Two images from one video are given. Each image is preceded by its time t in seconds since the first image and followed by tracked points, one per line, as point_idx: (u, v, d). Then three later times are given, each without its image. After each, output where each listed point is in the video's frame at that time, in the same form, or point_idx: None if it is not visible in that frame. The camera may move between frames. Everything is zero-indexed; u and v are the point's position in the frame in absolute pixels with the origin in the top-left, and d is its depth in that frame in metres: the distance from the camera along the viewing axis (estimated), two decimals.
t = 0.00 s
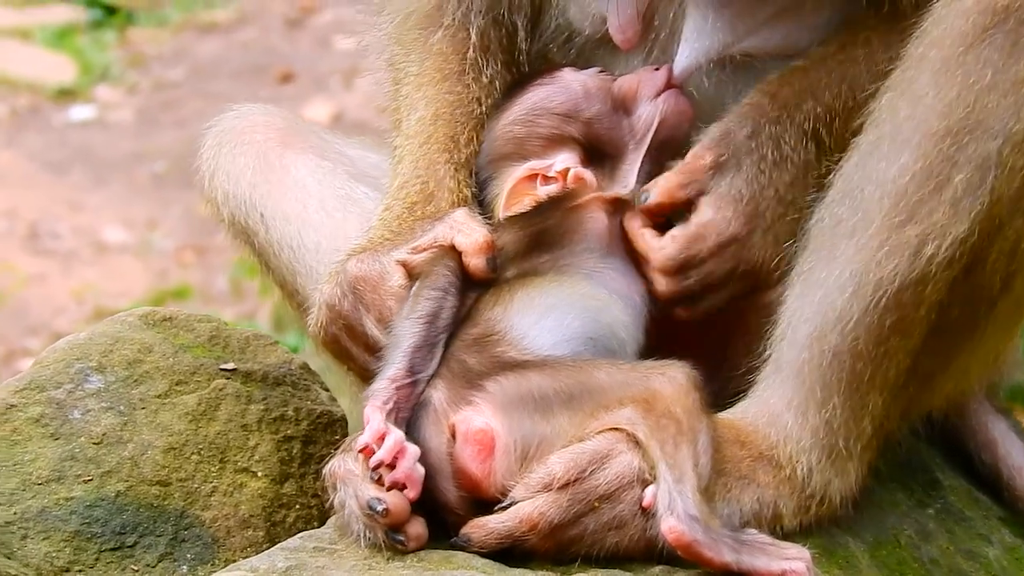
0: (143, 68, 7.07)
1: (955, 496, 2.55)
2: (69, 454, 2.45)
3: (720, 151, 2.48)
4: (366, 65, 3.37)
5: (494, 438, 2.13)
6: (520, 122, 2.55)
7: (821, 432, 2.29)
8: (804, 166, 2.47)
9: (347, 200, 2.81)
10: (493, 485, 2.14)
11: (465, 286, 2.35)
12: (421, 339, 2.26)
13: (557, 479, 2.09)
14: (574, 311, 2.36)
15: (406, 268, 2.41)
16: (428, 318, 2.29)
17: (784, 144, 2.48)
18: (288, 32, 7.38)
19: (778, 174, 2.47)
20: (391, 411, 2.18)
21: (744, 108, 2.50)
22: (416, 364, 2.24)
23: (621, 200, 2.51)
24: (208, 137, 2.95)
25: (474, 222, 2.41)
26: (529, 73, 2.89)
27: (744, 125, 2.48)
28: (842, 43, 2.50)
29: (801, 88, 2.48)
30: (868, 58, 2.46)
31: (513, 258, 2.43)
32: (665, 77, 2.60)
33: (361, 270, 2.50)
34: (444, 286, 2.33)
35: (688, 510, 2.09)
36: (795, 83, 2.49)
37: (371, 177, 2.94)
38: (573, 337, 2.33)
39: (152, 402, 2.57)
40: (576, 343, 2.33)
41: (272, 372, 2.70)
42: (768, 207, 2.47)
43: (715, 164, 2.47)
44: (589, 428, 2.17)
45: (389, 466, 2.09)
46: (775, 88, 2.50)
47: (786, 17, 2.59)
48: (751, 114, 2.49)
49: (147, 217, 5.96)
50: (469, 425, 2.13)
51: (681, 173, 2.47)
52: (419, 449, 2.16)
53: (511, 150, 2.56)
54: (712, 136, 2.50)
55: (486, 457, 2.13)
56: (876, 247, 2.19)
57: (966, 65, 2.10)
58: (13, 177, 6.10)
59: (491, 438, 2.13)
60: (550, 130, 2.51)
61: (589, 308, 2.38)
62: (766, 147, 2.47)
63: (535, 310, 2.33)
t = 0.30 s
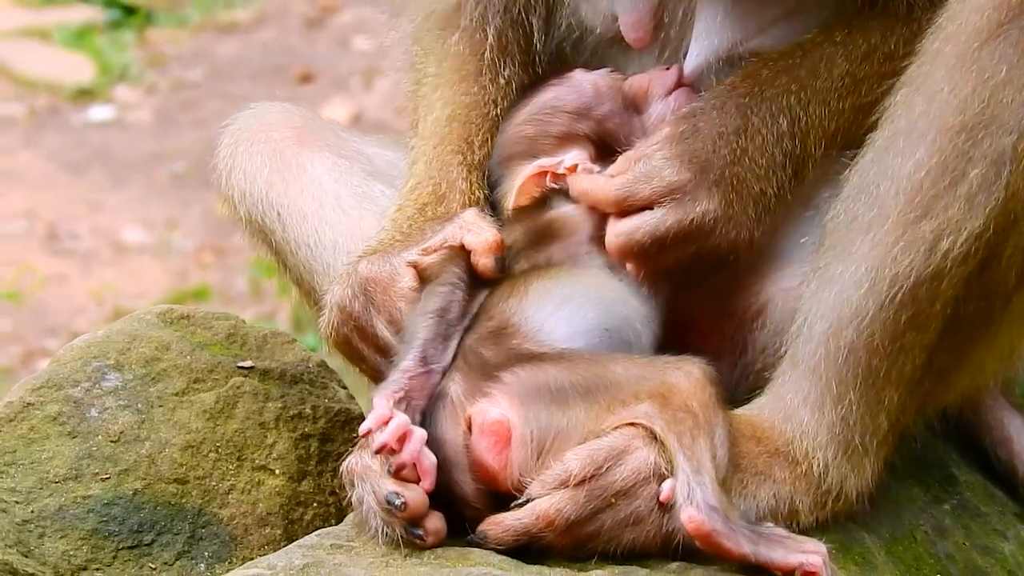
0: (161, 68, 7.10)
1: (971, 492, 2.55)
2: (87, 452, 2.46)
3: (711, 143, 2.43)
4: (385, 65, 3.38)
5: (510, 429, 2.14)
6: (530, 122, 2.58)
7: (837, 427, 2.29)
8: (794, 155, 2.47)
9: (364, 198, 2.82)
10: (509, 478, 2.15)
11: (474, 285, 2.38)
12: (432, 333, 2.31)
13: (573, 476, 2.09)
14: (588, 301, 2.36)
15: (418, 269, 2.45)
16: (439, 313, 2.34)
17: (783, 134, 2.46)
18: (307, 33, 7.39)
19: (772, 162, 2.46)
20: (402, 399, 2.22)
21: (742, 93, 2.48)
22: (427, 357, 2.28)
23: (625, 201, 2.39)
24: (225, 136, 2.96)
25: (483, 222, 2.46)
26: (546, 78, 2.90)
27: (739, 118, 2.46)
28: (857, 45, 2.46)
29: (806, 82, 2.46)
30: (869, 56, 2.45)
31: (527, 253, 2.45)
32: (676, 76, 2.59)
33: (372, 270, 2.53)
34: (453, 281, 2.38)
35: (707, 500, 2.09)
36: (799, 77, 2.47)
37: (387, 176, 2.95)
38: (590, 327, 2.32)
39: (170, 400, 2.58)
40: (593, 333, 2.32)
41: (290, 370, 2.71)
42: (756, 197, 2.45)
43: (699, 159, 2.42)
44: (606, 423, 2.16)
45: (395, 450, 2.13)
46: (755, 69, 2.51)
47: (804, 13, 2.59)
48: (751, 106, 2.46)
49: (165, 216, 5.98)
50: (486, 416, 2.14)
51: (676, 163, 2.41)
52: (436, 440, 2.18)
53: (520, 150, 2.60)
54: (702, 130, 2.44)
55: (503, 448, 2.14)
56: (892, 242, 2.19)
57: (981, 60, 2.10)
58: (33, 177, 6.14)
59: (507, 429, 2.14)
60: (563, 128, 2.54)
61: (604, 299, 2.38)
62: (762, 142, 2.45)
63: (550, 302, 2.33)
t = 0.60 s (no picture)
0: (161, 61, 7.09)
1: (973, 485, 2.54)
2: (88, 446, 2.46)
3: (740, 154, 2.45)
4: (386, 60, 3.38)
5: (514, 426, 2.13)
6: (530, 120, 2.57)
7: (839, 421, 2.28)
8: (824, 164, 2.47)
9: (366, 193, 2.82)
10: (512, 474, 2.15)
11: (478, 281, 2.37)
12: (437, 329, 2.30)
13: (576, 470, 2.08)
14: (592, 298, 2.36)
15: (420, 266, 2.43)
16: (443, 308, 2.33)
17: (813, 145, 2.47)
18: (306, 26, 7.38)
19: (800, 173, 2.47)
20: (404, 395, 2.22)
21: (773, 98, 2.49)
22: (431, 353, 2.27)
23: (651, 198, 2.43)
24: (226, 130, 2.95)
25: (486, 218, 2.44)
26: (548, 73, 2.89)
27: (771, 128, 2.47)
28: (883, 51, 2.44)
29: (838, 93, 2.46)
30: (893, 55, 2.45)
31: (530, 249, 2.45)
32: (679, 71, 2.61)
33: (375, 268, 2.51)
34: (456, 277, 2.37)
35: (709, 496, 2.08)
36: (830, 86, 2.46)
37: (389, 171, 2.95)
38: (593, 325, 2.34)
39: (171, 394, 2.58)
40: (595, 330, 2.34)
41: (292, 364, 2.70)
42: (779, 208, 2.46)
43: (727, 170, 2.44)
44: (609, 417, 2.16)
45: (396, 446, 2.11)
46: (785, 78, 2.50)
47: (806, 8, 2.58)
48: (783, 117, 2.47)
49: (165, 209, 5.98)
50: (490, 412, 2.13)
51: (705, 171, 2.44)
52: (440, 437, 2.17)
53: (524, 143, 2.57)
54: (734, 140, 2.46)
55: (506, 445, 2.13)
56: (894, 235, 2.18)
57: (982, 54, 2.10)
58: (33, 170, 6.13)
59: (511, 425, 2.13)
60: (567, 123, 2.53)
61: (608, 297, 2.38)
62: (792, 156, 2.46)
63: (555, 300, 2.34)
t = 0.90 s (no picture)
0: (159, 62, 7.09)
1: (976, 485, 2.54)
2: (91, 449, 2.45)
3: (752, 176, 2.47)
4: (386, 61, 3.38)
5: (518, 427, 2.13)
6: (530, 121, 2.57)
7: (843, 421, 2.28)
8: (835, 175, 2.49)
9: (368, 195, 2.82)
10: (517, 475, 2.14)
11: (478, 283, 2.37)
12: (438, 330, 2.30)
13: (580, 471, 2.08)
14: (595, 297, 2.35)
15: (419, 270, 2.45)
16: (443, 310, 2.32)
17: (825, 158, 2.49)
18: (304, 26, 7.38)
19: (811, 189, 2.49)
20: (406, 396, 2.21)
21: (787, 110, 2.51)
22: (432, 354, 2.27)
23: (664, 224, 2.46)
24: (228, 132, 2.95)
25: (484, 222, 2.45)
26: (550, 74, 2.88)
27: (783, 144, 2.49)
28: (893, 59, 2.46)
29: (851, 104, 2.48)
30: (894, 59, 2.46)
31: (530, 250, 2.43)
32: (681, 72, 2.61)
33: (375, 273, 2.51)
34: (456, 279, 2.37)
35: (714, 496, 2.08)
36: (843, 96, 2.48)
37: (390, 172, 2.95)
38: (597, 324, 2.33)
39: (174, 396, 2.58)
40: (600, 330, 2.33)
41: (294, 366, 2.70)
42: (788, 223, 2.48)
43: (739, 195, 2.47)
44: (613, 417, 2.16)
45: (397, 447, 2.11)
46: (797, 88, 2.52)
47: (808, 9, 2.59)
48: (794, 131, 2.49)
49: (164, 210, 5.97)
50: (493, 413, 2.13)
51: (718, 197, 2.47)
52: (443, 439, 2.16)
53: (524, 143, 2.57)
54: (747, 158, 2.48)
55: (511, 446, 2.12)
56: (898, 235, 2.18)
57: (985, 54, 2.10)
58: (31, 171, 6.13)
59: (515, 426, 2.13)
60: (568, 123, 2.53)
61: (610, 295, 2.37)
62: (803, 171, 2.49)
63: (558, 299, 2.33)
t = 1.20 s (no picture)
0: (158, 65, 7.10)
1: (977, 489, 2.55)
2: (92, 452, 2.45)
3: (755, 178, 2.47)
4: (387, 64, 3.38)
5: (519, 430, 2.13)
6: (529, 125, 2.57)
7: (844, 425, 2.28)
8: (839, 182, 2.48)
9: (369, 199, 2.82)
10: (518, 478, 2.14)
11: (478, 288, 2.36)
12: (438, 334, 2.29)
13: (581, 475, 2.08)
14: (596, 301, 2.35)
15: (419, 276, 2.43)
16: (443, 315, 2.32)
17: (829, 165, 2.49)
18: (304, 29, 7.38)
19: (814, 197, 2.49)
20: (407, 400, 2.20)
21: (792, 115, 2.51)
22: (433, 357, 2.26)
23: (667, 236, 2.45)
24: (230, 137, 2.96)
25: (484, 227, 2.43)
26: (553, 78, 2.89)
27: (788, 151, 2.48)
28: (898, 63, 2.46)
29: (857, 110, 2.48)
30: (894, 63, 2.46)
31: (530, 254, 2.43)
32: (681, 76, 2.61)
33: (375, 280, 2.52)
34: (456, 284, 2.36)
35: (715, 499, 2.08)
36: (848, 103, 2.48)
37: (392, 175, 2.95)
38: (598, 328, 2.33)
39: (175, 399, 2.58)
40: (601, 334, 2.33)
41: (295, 370, 2.72)
42: (788, 227, 2.48)
43: (743, 205, 2.46)
44: (615, 421, 2.16)
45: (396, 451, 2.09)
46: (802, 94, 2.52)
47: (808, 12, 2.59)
48: (799, 138, 2.49)
49: (164, 213, 5.97)
50: (495, 416, 2.13)
51: (721, 207, 2.46)
52: (444, 442, 2.16)
53: (525, 147, 2.58)
54: (751, 165, 2.48)
55: (512, 449, 2.12)
56: (899, 238, 2.18)
57: (986, 57, 2.10)
58: (31, 174, 6.13)
59: (517, 429, 2.13)
60: (569, 126, 2.53)
61: (610, 299, 2.37)
62: (807, 178, 2.48)
63: (559, 302, 2.33)
